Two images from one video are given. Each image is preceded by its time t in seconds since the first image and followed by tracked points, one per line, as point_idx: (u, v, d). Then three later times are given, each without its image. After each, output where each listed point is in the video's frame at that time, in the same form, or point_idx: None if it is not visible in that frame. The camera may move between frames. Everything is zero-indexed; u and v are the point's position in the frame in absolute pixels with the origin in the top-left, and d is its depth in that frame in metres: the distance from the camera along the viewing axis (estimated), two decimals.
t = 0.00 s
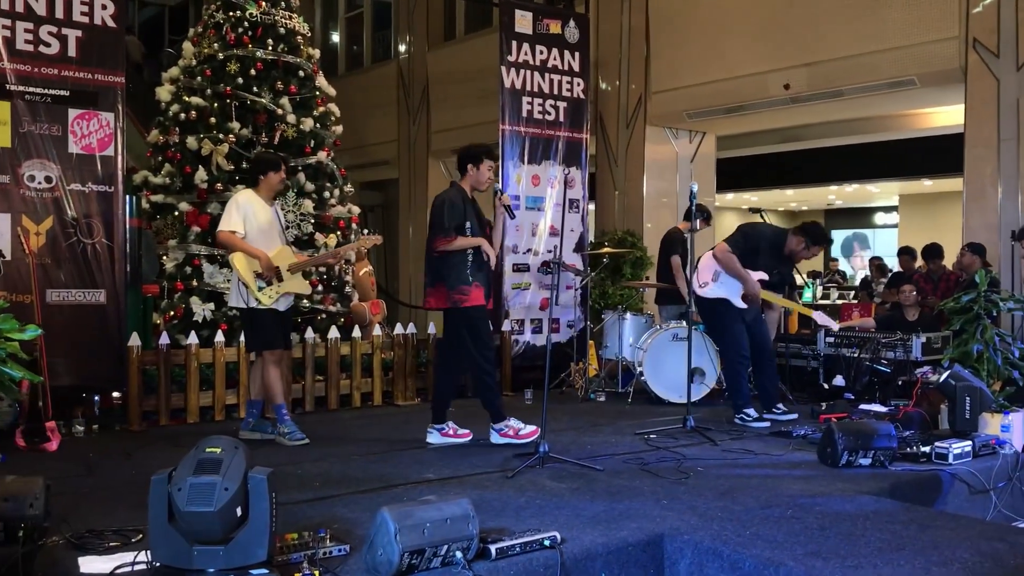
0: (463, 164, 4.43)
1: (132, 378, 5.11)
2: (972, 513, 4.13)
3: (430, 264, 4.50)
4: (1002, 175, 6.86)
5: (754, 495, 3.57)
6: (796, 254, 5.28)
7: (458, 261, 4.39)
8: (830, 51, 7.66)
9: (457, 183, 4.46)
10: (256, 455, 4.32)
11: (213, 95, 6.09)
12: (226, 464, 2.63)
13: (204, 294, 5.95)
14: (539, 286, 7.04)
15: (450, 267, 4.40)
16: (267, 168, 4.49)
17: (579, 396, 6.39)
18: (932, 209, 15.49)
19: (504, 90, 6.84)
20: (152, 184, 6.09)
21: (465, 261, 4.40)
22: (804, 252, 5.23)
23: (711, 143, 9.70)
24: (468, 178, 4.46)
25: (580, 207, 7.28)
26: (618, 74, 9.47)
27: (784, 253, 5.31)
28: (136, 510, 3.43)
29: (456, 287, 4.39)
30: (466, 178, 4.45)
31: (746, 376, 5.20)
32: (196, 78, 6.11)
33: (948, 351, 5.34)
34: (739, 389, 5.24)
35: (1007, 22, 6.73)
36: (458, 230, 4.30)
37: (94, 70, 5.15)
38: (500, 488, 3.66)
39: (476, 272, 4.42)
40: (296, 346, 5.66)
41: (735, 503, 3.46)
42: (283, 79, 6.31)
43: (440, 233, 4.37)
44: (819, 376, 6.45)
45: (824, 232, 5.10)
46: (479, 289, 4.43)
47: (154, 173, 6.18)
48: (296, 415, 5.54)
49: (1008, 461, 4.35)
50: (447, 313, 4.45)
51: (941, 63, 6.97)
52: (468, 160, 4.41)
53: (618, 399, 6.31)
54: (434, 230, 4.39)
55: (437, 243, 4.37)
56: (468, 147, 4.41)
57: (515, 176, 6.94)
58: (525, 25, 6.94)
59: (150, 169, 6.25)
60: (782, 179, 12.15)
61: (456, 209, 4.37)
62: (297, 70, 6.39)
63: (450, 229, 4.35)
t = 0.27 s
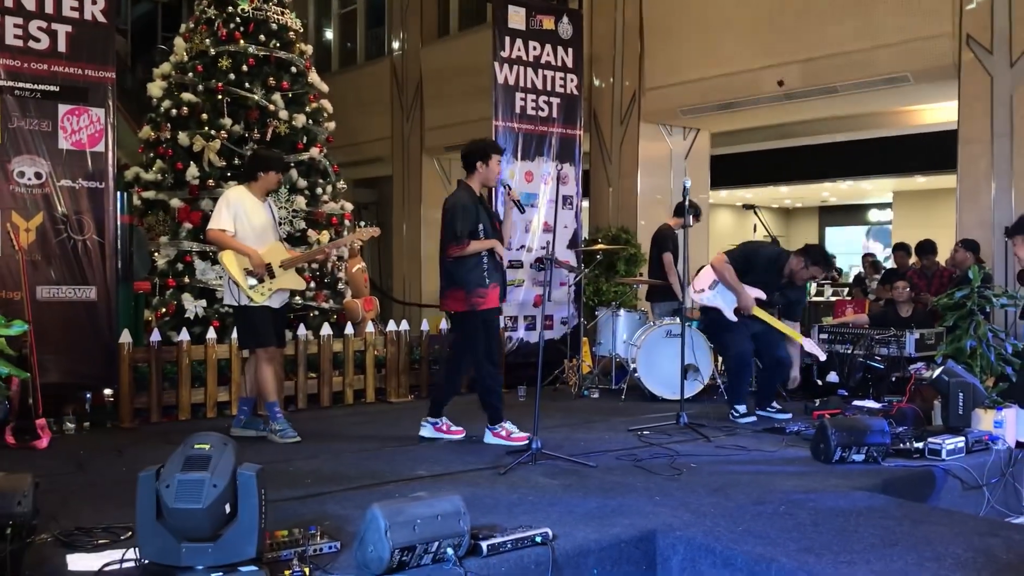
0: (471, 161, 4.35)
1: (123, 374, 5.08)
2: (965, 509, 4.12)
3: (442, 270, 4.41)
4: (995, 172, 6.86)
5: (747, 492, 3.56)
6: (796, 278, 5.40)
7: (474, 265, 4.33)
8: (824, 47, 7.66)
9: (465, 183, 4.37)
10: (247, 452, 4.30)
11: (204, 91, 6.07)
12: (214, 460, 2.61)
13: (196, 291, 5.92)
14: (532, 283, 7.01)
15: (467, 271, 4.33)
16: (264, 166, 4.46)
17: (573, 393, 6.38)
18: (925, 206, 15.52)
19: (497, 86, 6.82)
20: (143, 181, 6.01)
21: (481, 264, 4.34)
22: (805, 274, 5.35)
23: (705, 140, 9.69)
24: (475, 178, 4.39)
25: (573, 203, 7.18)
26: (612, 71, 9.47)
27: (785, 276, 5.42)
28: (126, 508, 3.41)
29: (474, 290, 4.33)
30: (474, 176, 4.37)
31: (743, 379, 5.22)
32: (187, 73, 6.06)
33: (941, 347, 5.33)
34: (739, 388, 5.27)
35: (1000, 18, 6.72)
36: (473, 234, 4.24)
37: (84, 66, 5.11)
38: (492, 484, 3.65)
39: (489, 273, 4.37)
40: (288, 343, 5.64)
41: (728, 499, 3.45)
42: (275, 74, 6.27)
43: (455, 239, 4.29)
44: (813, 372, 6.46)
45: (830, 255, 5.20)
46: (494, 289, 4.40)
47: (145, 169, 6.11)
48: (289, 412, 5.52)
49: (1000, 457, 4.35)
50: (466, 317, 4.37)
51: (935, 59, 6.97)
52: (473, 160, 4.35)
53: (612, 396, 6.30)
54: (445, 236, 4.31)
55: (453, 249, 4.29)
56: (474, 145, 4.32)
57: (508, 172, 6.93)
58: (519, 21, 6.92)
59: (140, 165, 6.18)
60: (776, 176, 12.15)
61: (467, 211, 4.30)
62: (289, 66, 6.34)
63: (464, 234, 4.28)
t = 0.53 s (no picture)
0: (481, 157, 4.31)
1: (115, 370, 5.06)
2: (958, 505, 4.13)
3: (466, 269, 4.34)
4: (989, 169, 6.86)
5: (741, 488, 3.56)
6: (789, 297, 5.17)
7: (499, 262, 4.32)
8: (819, 43, 7.66)
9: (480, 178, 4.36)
10: (239, 449, 4.28)
11: (197, 87, 6.03)
12: (204, 456, 2.60)
13: (188, 287, 5.89)
14: (527, 280, 7.02)
15: (496, 271, 4.30)
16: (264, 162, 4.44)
17: (567, 389, 6.37)
18: (920, 202, 15.54)
19: (491, 82, 6.81)
20: (136, 176, 6.01)
21: (502, 262, 4.34)
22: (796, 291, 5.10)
23: (700, 137, 9.68)
24: (486, 173, 4.35)
25: (567, 200, 7.27)
26: (607, 68, 9.46)
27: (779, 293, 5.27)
28: (117, 505, 3.39)
29: (499, 289, 4.30)
30: (487, 171, 4.34)
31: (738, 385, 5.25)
32: (180, 69, 6.05)
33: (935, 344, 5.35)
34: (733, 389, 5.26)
35: (995, 15, 6.72)
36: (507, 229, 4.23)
37: (75, 61, 5.09)
38: (485, 481, 3.64)
39: (507, 270, 4.36)
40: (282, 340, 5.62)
41: (721, 495, 3.44)
42: (268, 70, 6.24)
43: (487, 236, 4.24)
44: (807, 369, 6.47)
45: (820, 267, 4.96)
46: (512, 287, 4.36)
47: (138, 165, 6.11)
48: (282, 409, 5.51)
49: (994, 453, 4.35)
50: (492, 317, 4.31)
51: (930, 56, 6.97)
52: (487, 155, 4.30)
53: (606, 393, 6.30)
54: (477, 233, 4.25)
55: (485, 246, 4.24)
56: (487, 140, 4.30)
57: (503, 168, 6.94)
58: (513, 16, 6.90)
59: (134, 161, 6.19)
60: (770, 173, 12.16)
61: (491, 207, 4.28)
62: (283, 62, 6.30)
63: (496, 230, 4.25)
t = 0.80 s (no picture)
0: (494, 154, 4.27)
1: (106, 368, 5.04)
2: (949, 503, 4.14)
3: (476, 266, 4.31)
4: (982, 167, 6.88)
5: (732, 487, 3.56)
6: (776, 304, 5.14)
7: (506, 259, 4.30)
8: (812, 42, 7.66)
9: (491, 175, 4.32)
10: (231, 447, 4.27)
11: (189, 84, 5.99)
12: (194, 455, 2.59)
13: (180, 285, 5.87)
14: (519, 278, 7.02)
15: (502, 269, 4.29)
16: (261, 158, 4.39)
17: (559, 388, 6.37)
18: (912, 200, 15.59)
19: (485, 80, 6.80)
20: (127, 174, 5.98)
21: (508, 259, 4.32)
22: (784, 296, 5.07)
23: (693, 135, 9.69)
24: (496, 170, 4.33)
25: (560, 198, 7.21)
26: (600, 66, 9.45)
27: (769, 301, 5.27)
28: (108, 503, 3.38)
29: (503, 286, 4.29)
30: (499, 167, 4.32)
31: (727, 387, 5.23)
32: (172, 66, 6.01)
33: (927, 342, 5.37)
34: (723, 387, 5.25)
35: (987, 13, 6.73)
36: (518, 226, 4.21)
37: (66, 57, 5.06)
38: (477, 479, 3.63)
39: (514, 269, 4.36)
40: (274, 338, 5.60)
41: (713, 494, 3.45)
42: (260, 67, 6.22)
43: (497, 233, 4.21)
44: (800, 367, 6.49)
45: (800, 269, 5.02)
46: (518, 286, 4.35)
47: (129, 162, 6.07)
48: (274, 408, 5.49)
49: (985, 451, 4.36)
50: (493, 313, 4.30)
51: (923, 55, 6.98)
52: (498, 151, 4.27)
53: (599, 391, 6.30)
54: (488, 229, 4.22)
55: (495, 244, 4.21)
56: (498, 137, 4.27)
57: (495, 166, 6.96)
58: (506, 14, 6.89)
59: (125, 158, 6.15)
60: (764, 172, 12.18)
61: (501, 204, 4.26)
62: (275, 59, 6.30)
63: (505, 227, 4.23)
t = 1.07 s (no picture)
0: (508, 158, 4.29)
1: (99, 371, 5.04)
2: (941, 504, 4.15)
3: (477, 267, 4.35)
4: (973, 170, 6.91)
5: (725, 489, 3.57)
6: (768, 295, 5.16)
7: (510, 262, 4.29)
8: (804, 44, 7.69)
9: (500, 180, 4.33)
10: (224, 450, 4.26)
11: (182, 86, 5.99)
12: (187, 459, 2.59)
13: (173, 288, 5.86)
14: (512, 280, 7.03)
15: (502, 271, 4.28)
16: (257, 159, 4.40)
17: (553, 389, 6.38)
18: (905, 202, 15.64)
19: (478, 82, 6.80)
20: (120, 176, 5.97)
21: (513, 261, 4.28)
22: (774, 287, 5.10)
23: (686, 137, 9.71)
24: (508, 175, 4.34)
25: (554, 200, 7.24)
26: (594, 68, 9.47)
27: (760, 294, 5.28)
28: (101, 506, 3.37)
29: (505, 288, 4.27)
30: (511, 172, 4.32)
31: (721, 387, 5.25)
32: (165, 68, 6.01)
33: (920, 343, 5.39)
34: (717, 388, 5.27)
35: (978, 16, 6.77)
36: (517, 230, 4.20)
37: (58, 60, 5.05)
38: (470, 482, 3.64)
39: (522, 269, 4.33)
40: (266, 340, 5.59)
41: (706, 496, 3.46)
42: (254, 69, 6.21)
43: (495, 236, 4.23)
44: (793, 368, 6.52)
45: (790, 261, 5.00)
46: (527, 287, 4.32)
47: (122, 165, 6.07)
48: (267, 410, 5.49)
49: (977, 453, 4.38)
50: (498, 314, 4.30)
51: (915, 57, 7.01)
52: (511, 156, 4.29)
53: (592, 393, 6.31)
54: (489, 232, 4.25)
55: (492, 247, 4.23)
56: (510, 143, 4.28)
57: (489, 168, 6.97)
58: (500, 16, 6.90)
59: (118, 160, 6.17)
60: (757, 173, 12.21)
61: (506, 208, 4.25)
62: (269, 61, 6.27)
63: (504, 230, 4.23)
